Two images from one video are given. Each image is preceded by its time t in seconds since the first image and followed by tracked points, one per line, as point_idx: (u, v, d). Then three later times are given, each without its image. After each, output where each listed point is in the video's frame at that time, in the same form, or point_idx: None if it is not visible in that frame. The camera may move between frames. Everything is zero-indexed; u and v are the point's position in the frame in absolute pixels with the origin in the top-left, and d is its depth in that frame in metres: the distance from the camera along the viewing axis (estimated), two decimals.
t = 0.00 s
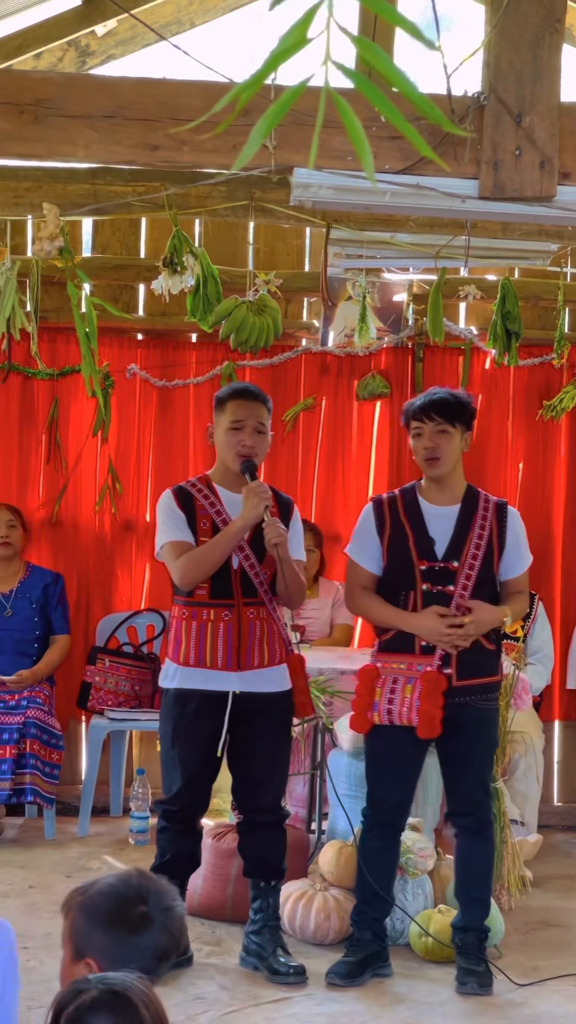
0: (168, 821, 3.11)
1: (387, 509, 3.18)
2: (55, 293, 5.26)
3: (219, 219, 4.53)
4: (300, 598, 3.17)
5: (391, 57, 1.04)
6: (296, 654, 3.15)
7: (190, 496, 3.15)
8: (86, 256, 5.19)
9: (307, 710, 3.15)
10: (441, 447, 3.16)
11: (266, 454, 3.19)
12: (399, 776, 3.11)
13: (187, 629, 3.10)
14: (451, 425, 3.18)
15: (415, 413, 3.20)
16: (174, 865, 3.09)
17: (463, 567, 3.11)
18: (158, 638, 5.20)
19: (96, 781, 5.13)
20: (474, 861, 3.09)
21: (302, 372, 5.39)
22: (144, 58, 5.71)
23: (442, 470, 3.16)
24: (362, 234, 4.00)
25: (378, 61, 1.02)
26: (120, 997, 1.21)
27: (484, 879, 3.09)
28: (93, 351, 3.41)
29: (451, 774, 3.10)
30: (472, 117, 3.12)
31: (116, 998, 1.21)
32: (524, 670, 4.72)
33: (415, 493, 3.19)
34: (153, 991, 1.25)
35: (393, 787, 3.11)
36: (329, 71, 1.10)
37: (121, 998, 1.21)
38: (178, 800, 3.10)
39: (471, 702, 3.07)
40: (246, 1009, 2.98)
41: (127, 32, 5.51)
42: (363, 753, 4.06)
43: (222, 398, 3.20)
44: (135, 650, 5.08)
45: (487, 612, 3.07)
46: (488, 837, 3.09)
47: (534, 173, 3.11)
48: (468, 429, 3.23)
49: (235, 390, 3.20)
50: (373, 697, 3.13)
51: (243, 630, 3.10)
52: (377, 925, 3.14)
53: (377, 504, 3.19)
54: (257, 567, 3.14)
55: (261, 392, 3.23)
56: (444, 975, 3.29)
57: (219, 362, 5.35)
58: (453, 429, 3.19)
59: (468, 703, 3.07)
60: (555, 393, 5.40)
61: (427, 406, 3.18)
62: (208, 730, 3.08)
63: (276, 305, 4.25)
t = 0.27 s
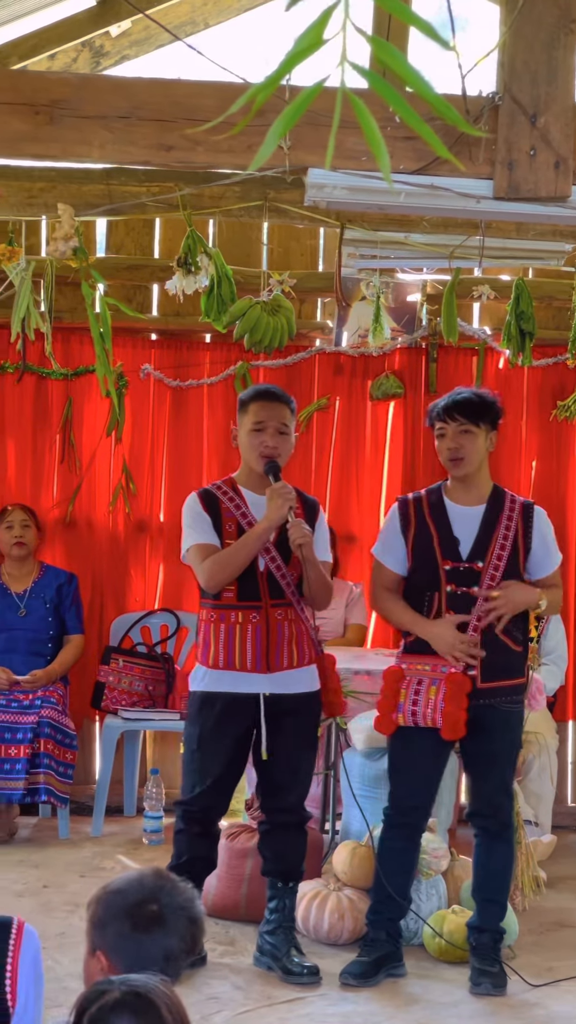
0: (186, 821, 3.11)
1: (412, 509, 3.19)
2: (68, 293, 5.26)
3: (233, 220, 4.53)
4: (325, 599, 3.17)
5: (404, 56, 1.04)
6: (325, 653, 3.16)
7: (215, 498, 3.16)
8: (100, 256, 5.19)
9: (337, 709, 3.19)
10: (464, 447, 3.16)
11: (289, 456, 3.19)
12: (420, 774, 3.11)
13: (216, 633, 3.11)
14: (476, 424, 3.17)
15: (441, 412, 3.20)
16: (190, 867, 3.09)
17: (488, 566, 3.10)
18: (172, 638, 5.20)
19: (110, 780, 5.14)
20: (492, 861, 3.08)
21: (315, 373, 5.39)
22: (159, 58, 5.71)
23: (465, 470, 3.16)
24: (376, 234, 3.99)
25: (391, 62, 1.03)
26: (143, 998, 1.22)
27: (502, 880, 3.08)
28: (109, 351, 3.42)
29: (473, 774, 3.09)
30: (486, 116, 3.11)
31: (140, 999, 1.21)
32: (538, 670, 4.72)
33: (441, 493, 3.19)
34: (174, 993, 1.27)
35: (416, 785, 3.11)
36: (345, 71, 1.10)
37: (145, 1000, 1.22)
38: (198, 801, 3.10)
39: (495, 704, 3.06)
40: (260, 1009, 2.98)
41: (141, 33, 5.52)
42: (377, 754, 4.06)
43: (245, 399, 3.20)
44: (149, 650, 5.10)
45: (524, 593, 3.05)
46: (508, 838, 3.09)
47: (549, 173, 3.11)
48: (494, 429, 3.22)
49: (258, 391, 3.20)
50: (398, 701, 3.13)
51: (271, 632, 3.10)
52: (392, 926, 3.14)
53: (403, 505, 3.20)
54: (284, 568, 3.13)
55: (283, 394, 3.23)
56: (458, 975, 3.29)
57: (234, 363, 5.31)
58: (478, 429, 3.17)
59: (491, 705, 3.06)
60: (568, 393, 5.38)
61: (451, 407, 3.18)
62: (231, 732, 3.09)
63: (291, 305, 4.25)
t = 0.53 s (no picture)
0: (203, 822, 3.11)
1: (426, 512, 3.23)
2: (84, 293, 5.27)
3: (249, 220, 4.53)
4: (344, 603, 3.15)
5: (421, 54, 1.04)
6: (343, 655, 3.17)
7: (234, 500, 3.17)
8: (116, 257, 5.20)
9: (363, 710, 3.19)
10: (478, 448, 3.14)
11: (306, 457, 3.18)
12: (432, 775, 3.11)
13: (234, 634, 3.14)
14: (490, 425, 3.15)
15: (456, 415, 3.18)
16: (208, 867, 3.09)
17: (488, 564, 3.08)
18: (187, 638, 5.21)
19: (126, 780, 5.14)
20: (508, 863, 3.09)
21: (331, 373, 5.39)
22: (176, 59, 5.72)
23: (478, 471, 3.14)
24: (392, 235, 3.99)
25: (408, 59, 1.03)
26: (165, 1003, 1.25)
27: (520, 881, 3.09)
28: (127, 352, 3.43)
29: (488, 775, 3.09)
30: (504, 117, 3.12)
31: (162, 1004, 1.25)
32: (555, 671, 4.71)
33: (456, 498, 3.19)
34: (197, 994, 1.31)
35: (429, 787, 3.12)
36: (367, 73, 1.10)
37: (167, 1005, 1.25)
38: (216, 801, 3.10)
39: (502, 707, 3.04)
40: (276, 1009, 2.98)
41: (157, 34, 5.53)
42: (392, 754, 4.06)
43: (257, 405, 3.19)
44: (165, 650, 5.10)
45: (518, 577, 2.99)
46: (523, 839, 3.08)
47: (567, 173, 3.10)
48: (511, 429, 3.19)
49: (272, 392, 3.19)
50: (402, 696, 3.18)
51: (288, 635, 3.11)
52: (408, 926, 3.14)
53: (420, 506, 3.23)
54: (303, 570, 3.13)
55: (298, 393, 3.21)
56: (474, 976, 3.29)
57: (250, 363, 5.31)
58: (492, 430, 3.15)
59: (499, 709, 3.05)
60: None
61: (466, 407, 3.16)
62: (250, 731, 3.11)
63: (306, 305, 4.25)
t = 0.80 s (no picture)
0: (213, 820, 3.13)
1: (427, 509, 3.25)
2: (94, 294, 5.27)
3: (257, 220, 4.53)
4: (343, 603, 3.14)
5: (432, 54, 1.04)
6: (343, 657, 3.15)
7: (235, 499, 3.19)
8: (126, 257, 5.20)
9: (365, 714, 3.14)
10: (474, 447, 3.12)
11: (304, 455, 3.17)
12: (430, 776, 3.13)
13: (231, 632, 3.14)
14: (487, 425, 3.13)
15: (454, 412, 3.17)
16: (217, 863, 3.10)
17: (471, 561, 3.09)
18: (197, 638, 5.21)
19: (136, 780, 5.14)
20: (511, 863, 3.09)
21: (340, 373, 5.39)
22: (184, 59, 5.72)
23: (475, 469, 3.13)
24: (401, 235, 3.99)
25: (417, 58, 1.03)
26: (170, 1000, 1.33)
27: (524, 879, 3.10)
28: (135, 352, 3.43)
29: (484, 776, 3.09)
30: (514, 117, 3.12)
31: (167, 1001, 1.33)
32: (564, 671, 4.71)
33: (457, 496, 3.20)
34: (201, 991, 1.38)
35: (427, 787, 3.14)
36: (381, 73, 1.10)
37: (174, 1003, 1.32)
38: (223, 799, 3.12)
39: (488, 706, 3.04)
40: (286, 1009, 2.98)
41: (167, 34, 5.53)
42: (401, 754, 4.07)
43: (255, 405, 3.20)
44: (174, 651, 5.09)
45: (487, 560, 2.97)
46: (524, 838, 3.08)
47: None
48: (511, 430, 3.18)
49: (269, 391, 3.19)
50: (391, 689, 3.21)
51: (283, 634, 3.10)
52: (418, 925, 3.15)
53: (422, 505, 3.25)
54: (301, 570, 3.12)
55: (298, 391, 3.20)
56: (484, 977, 3.29)
57: (259, 363, 5.33)
58: (489, 430, 3.14)
59: (487, 708, 3.04)
60: None
61: (463, 407, 3.15)
62: (252, 730, 3.11)
63: (316, 305, 4.25)
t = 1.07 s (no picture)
0: (212, 819, 3.13)
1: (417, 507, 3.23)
2: (101, 294, 5.27)
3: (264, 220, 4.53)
4: (331, 603, 3.12)
5: (439, 52, 1.04)
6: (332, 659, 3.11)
7: (227, 498, 3.19)
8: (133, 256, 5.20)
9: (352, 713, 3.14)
10: (461, 446, 3.12)
11: (292, 455, 3.17)
12: (425, 778, 3.14)
13: (218, 630, 3.15)
14: (475, 424, 3.13)
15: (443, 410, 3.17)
16: (220, 861, 3.12)
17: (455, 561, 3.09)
18: (203, 638, 5.21)
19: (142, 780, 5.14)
20: (508, 864, 3.09)
21: (347, 373, 5.39)
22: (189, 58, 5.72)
23: (462, 468, 3.13)
24: (408, 234, 3.98)
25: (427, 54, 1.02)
26: (167, 999, 1.43)
27: (522, 880, 3.09)
28: (139, 351, 3.43)
29: (473, 777, 3.09)
30: (521, 115, 3.11)
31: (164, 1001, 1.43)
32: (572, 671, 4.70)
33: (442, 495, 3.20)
34: (197, 989, 1.48)
35: (421, 790, 3.14)
36: (387, 71, 1.10)
37: (170, 1002, 1.42)
38: (220, 798, 3.12)
39: (475, 704, 3.04)
40: (293, 1009, 2.98)
41: (172, 33, 5.53)
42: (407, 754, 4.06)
43: (244, 404, 3.19)
44: (180, 651, 5.07)
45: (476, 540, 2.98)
46: (518, 838, 3.07)
47: None
48: (498, 430, 3.18)
49: (259, 390, 3.18)
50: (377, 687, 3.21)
51: (269, 634, 3.10)
52: (422, 924, 3.14)
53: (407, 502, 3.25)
54: (289, 570, 3.11)
55: (289, 391, 3.20)
56: (490, 977, 3.28)
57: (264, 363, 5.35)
58: (476, 428, 3.14)
59: (472, 706, 3.04)
60: None
61: (451, 406, 3.15)
62: (241, 727, 3.12)
63: (322, 305, 4.24)
